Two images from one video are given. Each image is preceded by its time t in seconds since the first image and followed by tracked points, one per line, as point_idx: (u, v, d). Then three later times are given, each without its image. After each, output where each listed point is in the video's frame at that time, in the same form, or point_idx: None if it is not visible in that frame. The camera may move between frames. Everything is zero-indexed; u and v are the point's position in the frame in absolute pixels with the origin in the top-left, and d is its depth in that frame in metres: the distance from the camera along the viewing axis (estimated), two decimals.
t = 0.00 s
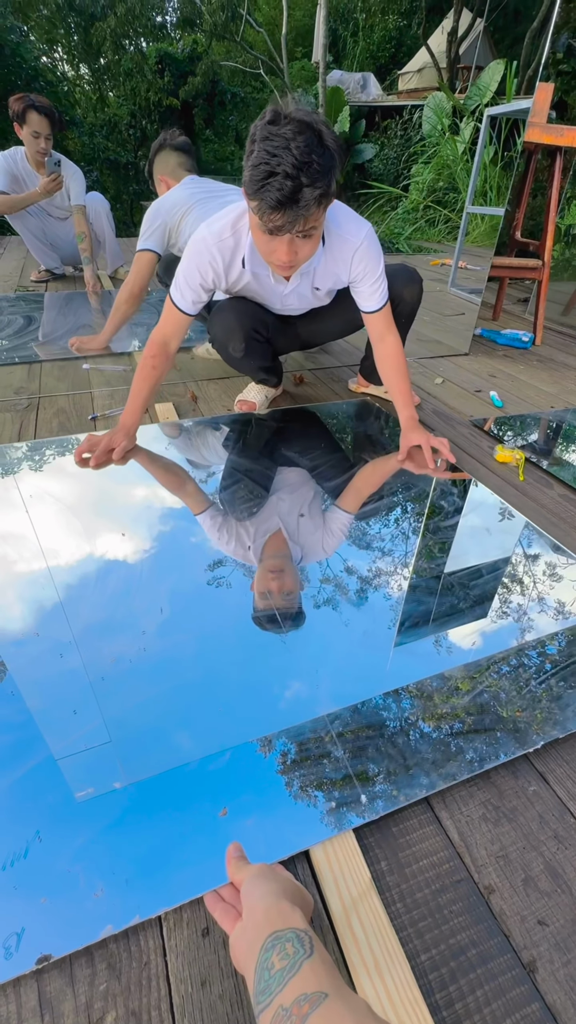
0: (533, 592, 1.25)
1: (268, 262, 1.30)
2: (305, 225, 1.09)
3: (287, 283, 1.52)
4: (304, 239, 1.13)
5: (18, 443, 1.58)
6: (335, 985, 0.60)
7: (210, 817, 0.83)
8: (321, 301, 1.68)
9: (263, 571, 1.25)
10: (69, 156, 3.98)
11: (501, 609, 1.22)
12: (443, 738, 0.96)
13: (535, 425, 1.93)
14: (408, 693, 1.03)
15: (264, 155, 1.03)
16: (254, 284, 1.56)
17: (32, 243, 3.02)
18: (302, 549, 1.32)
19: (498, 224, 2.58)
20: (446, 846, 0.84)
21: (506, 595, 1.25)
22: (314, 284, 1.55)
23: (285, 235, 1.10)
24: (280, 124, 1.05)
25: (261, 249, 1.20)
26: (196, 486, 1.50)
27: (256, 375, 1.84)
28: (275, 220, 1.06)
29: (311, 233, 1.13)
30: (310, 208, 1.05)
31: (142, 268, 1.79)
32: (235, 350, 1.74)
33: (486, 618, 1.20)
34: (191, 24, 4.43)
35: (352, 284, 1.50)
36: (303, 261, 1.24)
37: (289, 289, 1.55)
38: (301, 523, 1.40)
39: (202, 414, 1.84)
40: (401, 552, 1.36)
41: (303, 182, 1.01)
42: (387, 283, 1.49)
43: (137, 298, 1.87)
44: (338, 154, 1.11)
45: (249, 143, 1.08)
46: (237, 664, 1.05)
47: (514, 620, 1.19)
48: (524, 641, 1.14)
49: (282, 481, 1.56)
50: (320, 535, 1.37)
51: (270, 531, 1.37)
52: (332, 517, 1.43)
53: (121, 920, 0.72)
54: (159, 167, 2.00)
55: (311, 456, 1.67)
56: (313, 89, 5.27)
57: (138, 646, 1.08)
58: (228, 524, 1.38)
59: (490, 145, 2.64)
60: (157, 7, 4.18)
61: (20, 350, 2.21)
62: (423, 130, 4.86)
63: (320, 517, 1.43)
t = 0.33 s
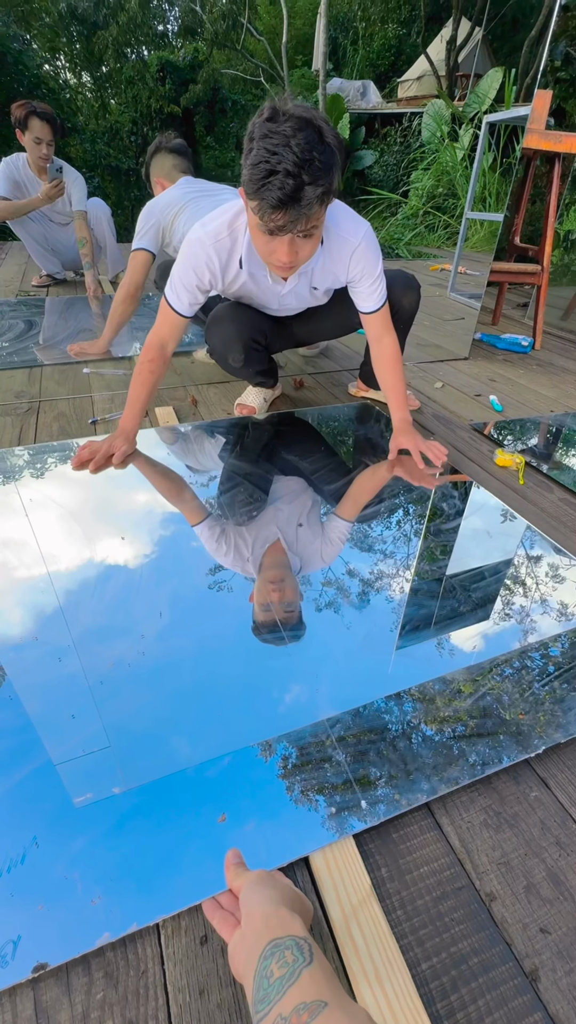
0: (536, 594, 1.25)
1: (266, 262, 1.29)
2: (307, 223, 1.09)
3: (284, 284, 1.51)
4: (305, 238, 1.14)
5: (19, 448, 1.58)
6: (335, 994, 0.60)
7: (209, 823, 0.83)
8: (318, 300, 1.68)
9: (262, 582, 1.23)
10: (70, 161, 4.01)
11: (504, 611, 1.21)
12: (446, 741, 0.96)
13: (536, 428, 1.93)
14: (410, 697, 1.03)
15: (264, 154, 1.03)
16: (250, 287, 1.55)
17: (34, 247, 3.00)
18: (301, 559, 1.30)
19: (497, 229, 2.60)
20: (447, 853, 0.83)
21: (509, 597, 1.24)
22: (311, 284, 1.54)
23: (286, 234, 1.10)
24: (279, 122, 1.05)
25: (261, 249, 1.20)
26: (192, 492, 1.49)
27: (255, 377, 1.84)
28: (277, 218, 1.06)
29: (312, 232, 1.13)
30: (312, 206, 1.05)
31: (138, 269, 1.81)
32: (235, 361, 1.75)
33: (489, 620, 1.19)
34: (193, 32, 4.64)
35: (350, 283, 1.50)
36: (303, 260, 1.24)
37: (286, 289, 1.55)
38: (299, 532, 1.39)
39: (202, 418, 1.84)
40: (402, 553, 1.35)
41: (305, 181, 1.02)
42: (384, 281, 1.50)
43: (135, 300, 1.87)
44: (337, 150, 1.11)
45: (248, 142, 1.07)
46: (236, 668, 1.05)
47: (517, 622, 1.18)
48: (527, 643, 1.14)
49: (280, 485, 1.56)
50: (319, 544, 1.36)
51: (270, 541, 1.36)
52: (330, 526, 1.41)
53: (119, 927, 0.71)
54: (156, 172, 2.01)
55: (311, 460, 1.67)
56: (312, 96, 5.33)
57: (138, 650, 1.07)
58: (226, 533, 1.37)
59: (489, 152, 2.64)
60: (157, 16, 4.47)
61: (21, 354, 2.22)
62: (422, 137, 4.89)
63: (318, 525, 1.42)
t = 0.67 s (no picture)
0: (527, 611, 1.24)
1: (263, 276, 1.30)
2: (305, 244, 1.10)
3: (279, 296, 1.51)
4: (304, 258, 1.14)
5: (19, 453, 1.59)
6: (334, 997, 0.60)
7: (208, 827, 0.83)
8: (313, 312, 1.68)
9: (258, 592, 1.22)
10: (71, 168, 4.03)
11: (496, 627, 1.20)
12: (440, 753, 0.95)
13: (535, 434, 1.94)
14: (405, 708, 1.02)
15: (263, 173, 1.04)
16: (246, 296, 1.55)
17: (34, 253, 3.01)
18: (296, 568, 1.30)
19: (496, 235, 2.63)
20: (446, 857, 0.83)
21: (501, 613, 1.23)
22: (308, 296, 1.54)
23: (285, 254, 1.10)
24: (277, 142, 1.06)
25: (260, 267, 1.20)
26: (188, 497, 1.49)
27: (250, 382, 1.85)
28: (276, 238, 1.07)
29: (311, 252, 1.13)
30: (311, 226, 1.06)
31: (136, 274, 1.81)
32: (227, 366, 1.77)
33: (481, 633, 1.19)
34: (193, 40, 4.72)
35: (347, 301, 1.49)
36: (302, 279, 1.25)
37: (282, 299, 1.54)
38: (294, 540, 1.38)
39: (202, 423, 1.85)
40: (395, 567, 1.35)
41: (304, 201, 1.03)
42: (382, 300, 1.48)
43: (134, 304, 1.88)
44: (337, 170, 1.12)
45: (247, 162, 1.09)
46: (235, 673, 1.05)
47: (509, 637, 1.18)
48: (519, 658, 1.13)
49: (277, 490, 1.56)
50: (314, 553, 1.36)
51: (264, 550, 1.35)
52: (326, 535, 1.41)
53: (119, 931, 0.71)
54: (154, 182, 2.02)
55: (310, 465, 1.67)
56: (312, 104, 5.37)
57: (137, 654, 1.07)
58: (221, 540, 1.36)
59: (487, 159, 2.71)
60: (159, 26, 4.56)
61: (22, 359, 2.23)
62: (421, 144, 4.92)
63: (313, 534, 1.41)
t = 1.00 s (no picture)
0: (533, 605, 1.25)
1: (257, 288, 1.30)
2: (297, 262, 1.11)
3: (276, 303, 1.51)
4: (296, 273, 1.15)
5: (20, 457, 1.59)
6: (335, 1000, 0.60)
7: (210, 830, 0.83)
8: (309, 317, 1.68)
9: (255, 594, 1.22)
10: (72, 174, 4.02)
11: (502, 622, 1.21)
12: (445, 752, 0.96)
13: (534, 437, 1.94)
14: (409, 707, 1.03)
15: (253, 194, 1.05)
16: (241, 301, 1.54)
17: (36, 257, 3.05)
18: (296, 572, 1.30)
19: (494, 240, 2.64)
20: (447, 860, 0.83)
21: (506, 608, 1.25)
22: (304, 303, 1.54)
23: (276, 272, 1.11)
24: (268, 160, 1.06)
25: (252, 281, 1.21)
26: (189, 500, 1.50)
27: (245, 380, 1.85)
28: (266, 258, 1.08)
29: (302, 268, 1.14)
30: (301, 247, 1.07)
31: (134, 278, 1.82)
32: (224, 374, 1.79)
33: (486, 631, 1.20)
34: (194, 47, 4.31)
35: (343, 308, 1.49)
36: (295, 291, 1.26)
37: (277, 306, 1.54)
38: (293, 541, 1.39)
39: (202, 427, 1.85)
40: (400, 563, 1.36)
41: (294, 222, 1.04)
42: (378, 307, 1.48)
43: (133, 308, 1.88)
44: (328, 188, 1.13)
45: (238, 179, 1.09)
46: (237, 676, 1.05)
47: (514, 633, 1.19)
48: (525, 654, 1.14)
49: (276, 493, 1.56)
50: (314, 555, 1.36)
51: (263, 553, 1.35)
52: (326, 537, 1.41)
53: (120, 936, 0.71)
54: (149, 192, 2.03)
55: (310, 470, 1.68)
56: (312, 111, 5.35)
57: (138, 657, 1.08)
58: (220, 543, 1.37)
59: (485, 162, 2.71)
60: (159, 32, 4.18)
61: (23, 363, 2.23)
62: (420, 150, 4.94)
63: (313, 535, 1.42)
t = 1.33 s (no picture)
0: (535, 605, 1.25)
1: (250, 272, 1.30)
2: (288, 232, 1.11)
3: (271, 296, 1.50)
4: (288, 246, 1.14)
5: (19, 459, 1.59)
6: (334, 1002, 0.59)
7: (209, 832, 0.82)
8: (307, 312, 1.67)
9: (251, 601, 1.21)
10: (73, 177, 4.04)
11: (503, 622, 1.21)
12: (446, 754, 0.95)
13: (533, 439, 1.94)
14: (411, 709, 1.02)
15: (243, 160, 1.05)
16: (237, 295, 1.54)
17: (36, 260, 3.06)
18: (291, 578, 1.28)
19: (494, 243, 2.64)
20: (447, 862, 0.82)
21: (508, 608, 1.25)
22: (300, 295, 1.54)
23: (268, 243, 1.11)
24: (258, 127, 1.07)
25: (244, 257, 1.21)
26: (187, 503, 1.50)
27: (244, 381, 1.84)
28: (257, 226, 1.08)
29: (294, 241, 1.14)
30: (293, 213, 1.07)
31: (131, 279, 1.82)
32: (216, 376, 1.78)
33: (487, 631, 1.20)
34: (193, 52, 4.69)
35: (338, 299, 1.49)
36: (287, 269, 1.25)
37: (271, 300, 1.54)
38: (290, 549, 1.37)
39: (202, 429, 1.85)
40: (401, 563, 1.36)
41: (285, 187, 1.04)
42: (373, 298, 1.47)
43: (130, 310, 1.89)
44: (319, 158, 1.13)
45: (228, 148, 1.10)
46: (236, 678, 1.05)
47: (516, 633, 1.19)
48: (527, 654, 1.14)
49: (272, 496, 1.56)
50: (309, 560, 1.35)
51: (259, 564, 1.32)
52: (322, 542, 1.40)
53: (118, 939, 0.71)
54: (145, 182, 2.04)
55: (309, 472, 1.68)
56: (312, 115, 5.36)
57: (137, 659, 1.07)
58: (217, 547, 1.36)
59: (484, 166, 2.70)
60: (160, 37, 4.41)
61: (23, 366, 2.23)
62: (419, 154, 4.97)
63: (309, 542, 1.40)
